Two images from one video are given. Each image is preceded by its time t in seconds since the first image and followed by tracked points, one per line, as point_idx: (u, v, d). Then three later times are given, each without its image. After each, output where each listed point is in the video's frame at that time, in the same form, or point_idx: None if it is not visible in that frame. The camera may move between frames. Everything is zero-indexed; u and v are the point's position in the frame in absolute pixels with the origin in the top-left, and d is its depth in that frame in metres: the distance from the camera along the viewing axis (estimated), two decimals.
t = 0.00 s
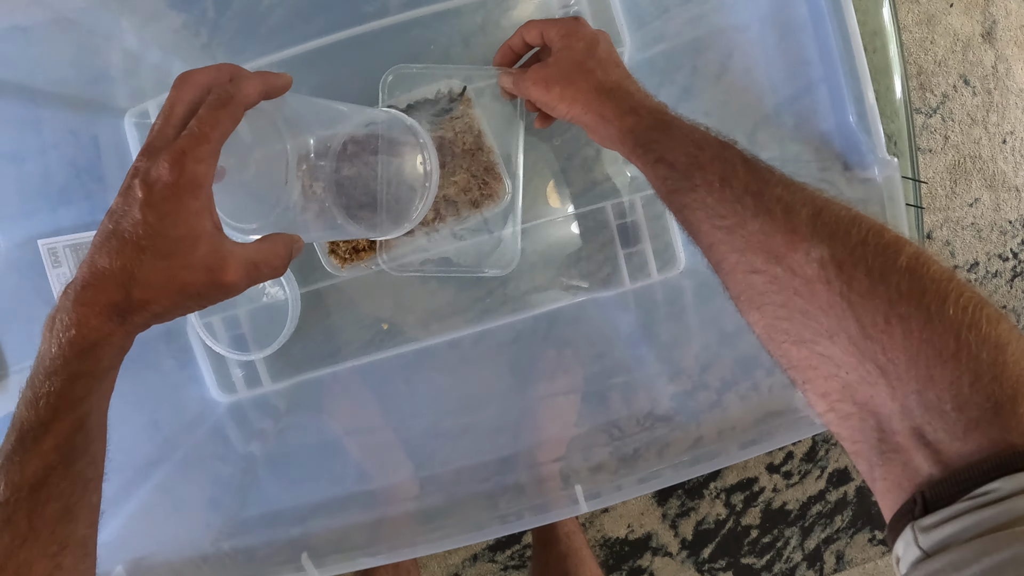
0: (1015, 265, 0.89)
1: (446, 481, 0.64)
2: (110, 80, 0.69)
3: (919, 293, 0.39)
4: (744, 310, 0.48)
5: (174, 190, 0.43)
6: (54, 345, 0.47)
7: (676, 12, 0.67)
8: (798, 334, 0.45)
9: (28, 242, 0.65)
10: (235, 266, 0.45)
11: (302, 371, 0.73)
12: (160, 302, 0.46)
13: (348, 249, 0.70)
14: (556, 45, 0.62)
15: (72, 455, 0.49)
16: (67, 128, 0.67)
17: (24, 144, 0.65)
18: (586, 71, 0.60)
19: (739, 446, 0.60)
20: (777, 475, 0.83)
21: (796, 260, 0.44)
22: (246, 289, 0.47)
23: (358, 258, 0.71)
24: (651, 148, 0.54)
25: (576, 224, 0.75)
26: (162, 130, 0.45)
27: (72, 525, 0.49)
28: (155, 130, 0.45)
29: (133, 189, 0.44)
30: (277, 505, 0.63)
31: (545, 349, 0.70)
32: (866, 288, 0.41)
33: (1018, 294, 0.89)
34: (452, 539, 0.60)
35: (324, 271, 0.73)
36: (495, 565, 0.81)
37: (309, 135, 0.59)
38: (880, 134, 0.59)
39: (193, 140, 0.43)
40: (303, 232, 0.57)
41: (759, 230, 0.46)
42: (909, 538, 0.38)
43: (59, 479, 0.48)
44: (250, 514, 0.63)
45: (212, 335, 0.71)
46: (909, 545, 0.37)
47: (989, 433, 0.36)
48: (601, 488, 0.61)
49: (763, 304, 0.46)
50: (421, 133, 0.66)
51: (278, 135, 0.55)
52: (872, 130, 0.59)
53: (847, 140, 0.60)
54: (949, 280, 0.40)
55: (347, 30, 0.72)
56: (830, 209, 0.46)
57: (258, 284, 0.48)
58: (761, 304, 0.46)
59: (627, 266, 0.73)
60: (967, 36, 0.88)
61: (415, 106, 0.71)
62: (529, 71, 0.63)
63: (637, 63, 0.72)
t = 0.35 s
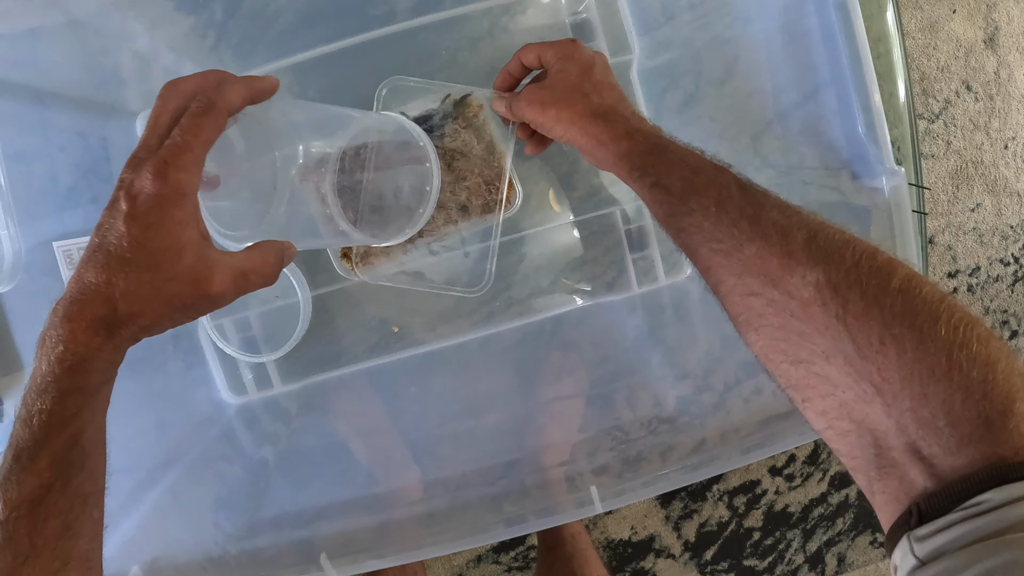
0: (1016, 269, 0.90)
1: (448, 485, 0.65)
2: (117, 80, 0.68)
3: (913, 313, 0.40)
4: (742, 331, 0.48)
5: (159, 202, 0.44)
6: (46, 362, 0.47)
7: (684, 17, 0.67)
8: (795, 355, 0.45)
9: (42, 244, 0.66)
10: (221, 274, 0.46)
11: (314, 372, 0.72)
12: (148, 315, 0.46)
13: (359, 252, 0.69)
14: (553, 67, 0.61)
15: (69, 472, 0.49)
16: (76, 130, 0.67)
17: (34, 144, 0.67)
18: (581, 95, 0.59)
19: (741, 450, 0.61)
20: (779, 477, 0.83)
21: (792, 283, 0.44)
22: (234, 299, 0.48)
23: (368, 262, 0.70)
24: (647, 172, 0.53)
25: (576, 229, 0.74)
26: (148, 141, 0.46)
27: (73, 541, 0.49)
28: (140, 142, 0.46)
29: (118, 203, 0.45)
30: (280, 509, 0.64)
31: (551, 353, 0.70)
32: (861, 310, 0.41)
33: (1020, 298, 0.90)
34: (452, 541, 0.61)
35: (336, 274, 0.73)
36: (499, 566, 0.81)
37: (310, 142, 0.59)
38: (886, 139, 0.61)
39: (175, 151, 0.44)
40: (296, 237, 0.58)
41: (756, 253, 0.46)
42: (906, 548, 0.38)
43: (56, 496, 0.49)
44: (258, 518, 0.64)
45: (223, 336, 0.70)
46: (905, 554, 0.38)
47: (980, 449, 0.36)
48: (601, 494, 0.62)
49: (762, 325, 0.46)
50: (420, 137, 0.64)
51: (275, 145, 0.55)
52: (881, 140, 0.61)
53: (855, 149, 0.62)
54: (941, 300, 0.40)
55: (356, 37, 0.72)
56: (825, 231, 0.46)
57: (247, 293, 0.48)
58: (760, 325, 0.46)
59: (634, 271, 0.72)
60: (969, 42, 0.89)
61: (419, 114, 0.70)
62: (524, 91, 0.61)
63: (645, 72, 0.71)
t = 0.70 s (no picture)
0: (1017, 275, 0.90)
1: (451, 488, 0.66)
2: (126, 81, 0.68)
3: (918, 341, 0.41)
4: (752, 357, 0.48)
5: (102, 219, 0.44)
6: (23, 397, 0.48)
7: (693, 23, 0.68)
8: (804, 382, 0.45)
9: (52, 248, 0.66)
10: (171, 278, 0.45)
11: (324, 375, 0.71)
12: (110, 335, 0.46)
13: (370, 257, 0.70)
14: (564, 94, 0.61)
15: (57, 500, 0.49)
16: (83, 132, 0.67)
17: (41, 145, 0.66)
18: (589, 123, 0.59)
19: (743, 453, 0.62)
20: (782, 481, 0.84)
21: (801, 312, 0.45)
22: (192, 302, 0.47)
23: (380, 266, 0.71)
24: (654, 202, 0.54)
25: (578, 235, 0.74)
26: (89, 160, 0.48)
27: (73, 567, 0.50)
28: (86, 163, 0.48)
29: (66, 230, 0.46)
30: (287, 512, 0.65)
31: (556, 357, 0.70)
32: (869, 338, 0.42)
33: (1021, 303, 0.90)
34: (459, 544, 0.62)
35: (346, 278, 0.73)
36: (503, 568, 0.82)
37: (280, 136, 0.58)
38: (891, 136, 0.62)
39: (110, 165, 0.45)
40: (290, 231, 0.61)
41: (765, 283, 0.46)
42: (915, 565, 0.39)
43: (50, 523, 0.49)
44: (269, 521, 0.65)
45: (234, 339, 0.71)
46: (915, 571, 0.39)
47: (985, 469, 0.37)
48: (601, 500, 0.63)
49: (771, 354, 0.46)
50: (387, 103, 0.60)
51: (233, 149, 0.55)
52: (888, 149, 0.62)
53: (864, 161, 0.63)
54: (945, 327, 0.41)
55: (363, 44, 0.72)
56: (832, 261, 0.46)
57: (209, 294, 0.47)
58: (769, 355, 0.46)
59: (643, 276, 0.72)
60: (972, 49, 0.90)
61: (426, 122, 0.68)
62: (534, 115, 0.61)
63: (655, 80, 0.71)
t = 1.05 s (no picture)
0: (1020, 278, 0.91)
1: (457, 486, 0.66)
2: (137, 80, 0.67)
3: (938, 368, 0.41)
4: (777, 391, 0.50)
5: (129, 215, 0.45)
6: (53, 392, 0.49)
7: (700, 27, 0.69)
8: (829, 413, 0.46)
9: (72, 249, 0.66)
10: (198, 270, 0.46)
11: (334, 377, 0.72)
12: (140, 328, 0.47)
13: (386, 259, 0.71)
14: (586, 132, 0.61)
15: (87, 491, 0.49)
16: (91, 132, 0.66)
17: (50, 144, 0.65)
18: (609, 159, 0.59)
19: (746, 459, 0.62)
20: (785, 483, 0.84)
21: (822, 344, 0.45)
22: (219, 293, 0.47)
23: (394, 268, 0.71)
24: (675, 238, 0.54)
25: (580, 241, 0.74)
26: (111, 157, 0.48)
27: (103, 558, 0.49)
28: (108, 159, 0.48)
29: (93, 225, 0.46)
30: (295, 516, 0.65)
31: (562, 359, 0.71)
32: (890, 367, 0.42)
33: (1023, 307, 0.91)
34: (469, 548, 0.62)
35: (355, 281, 0.74)
36: (508, 569, 0.82)
37: (296, 133, 0.59)
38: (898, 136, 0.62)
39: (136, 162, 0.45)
40: (302, 223, 0.62)
41: (786, 317, 0.47)
42: None
43: (79, 516, 0.48)
44: (277, 524, 0.65)
45: (248, 339, 0.71)
46: None
47: (1008, 491, 0.37)
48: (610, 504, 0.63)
49: (793, 385, 0.48)
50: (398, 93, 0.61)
51: (253, 144, 0.56)
52: (901, 163, 0.63)
53: (876, 172, 0.64)
54: (963, 351, 0.42)
55: (373, 50, 0.72)
56: (850, 292, 0.47)
57: (234, 285, 0.48)
58: (792, 387, 0.48)
59: (652, 280, 0.72)
60: (975, 54, 0.90)
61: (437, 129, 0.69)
62: (552, 149, 0.61)
63: (667, 88, 0.72)
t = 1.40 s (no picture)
0: (1019, 282, 0.91)
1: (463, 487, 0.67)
2: (142, 82, 0.67)
3: (954, 387, 0.41)
4: (799, 413, 0.50)
5: (140, 219, 0.45)
6: (66, 395, 0.49)
7: (705, 32, 0.69)
8: (852, 434, 0.46)
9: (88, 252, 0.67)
10: (209, 275, 0.46)
11: (341, 381, 0.72)
12: (152, 331, 0.47)
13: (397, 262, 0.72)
14: (605, 160, 0.64)
15: (99, 492, 0.49)
16: (97, 134, 0.66)
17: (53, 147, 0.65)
18: (627, 188, 0.62)
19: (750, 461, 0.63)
20: (786, 485, 0.85)
21: (839, 368, 0.46)
22: (229, 298, 0.48)
23: (405, 270, 0.73)
24: (683, 267, 0.55)
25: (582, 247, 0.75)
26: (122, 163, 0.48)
27: (117, 557, 0.49)
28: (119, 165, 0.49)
29: (104, 229, 0.47)
30: (303, 521, 0.65)
31: (566, 362, 0.71)
32: (906, 388, 0.43)
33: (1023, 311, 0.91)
34: (474, 553, 0.62)
35: (361, 283, 0.74)
36: (510, 570, 0.83)
37: (299, 140, 0.59)
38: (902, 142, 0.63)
39: (146, 168, 0.45)
40: (307, 226, 0.62)
41: (802, 341, 0.47)
42: None
43: (92, 517, 0.49)
44: (284, 528, 0.65)
45: (255, 342, 0.72)
46: None
47: None
48: (618, 509, 0.63)
49: (815, 409, 0.48)
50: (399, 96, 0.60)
51: (260, 152, 0.57)
52: (905, 179, 0.62)
53: (880, 188, 0.64)
54: (978, 367, 0.42)
55: (380, 58, 0.72)
56: (865, 312, 0.47)
57: (243, 289, 0.48)
58: (816, 408, 0.48)
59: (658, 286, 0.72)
60: (977, 59, 0.91)
61: (450, 139, 0.72)
62: (572, 174, 0.64)
63: (674, 98, 0.72)
